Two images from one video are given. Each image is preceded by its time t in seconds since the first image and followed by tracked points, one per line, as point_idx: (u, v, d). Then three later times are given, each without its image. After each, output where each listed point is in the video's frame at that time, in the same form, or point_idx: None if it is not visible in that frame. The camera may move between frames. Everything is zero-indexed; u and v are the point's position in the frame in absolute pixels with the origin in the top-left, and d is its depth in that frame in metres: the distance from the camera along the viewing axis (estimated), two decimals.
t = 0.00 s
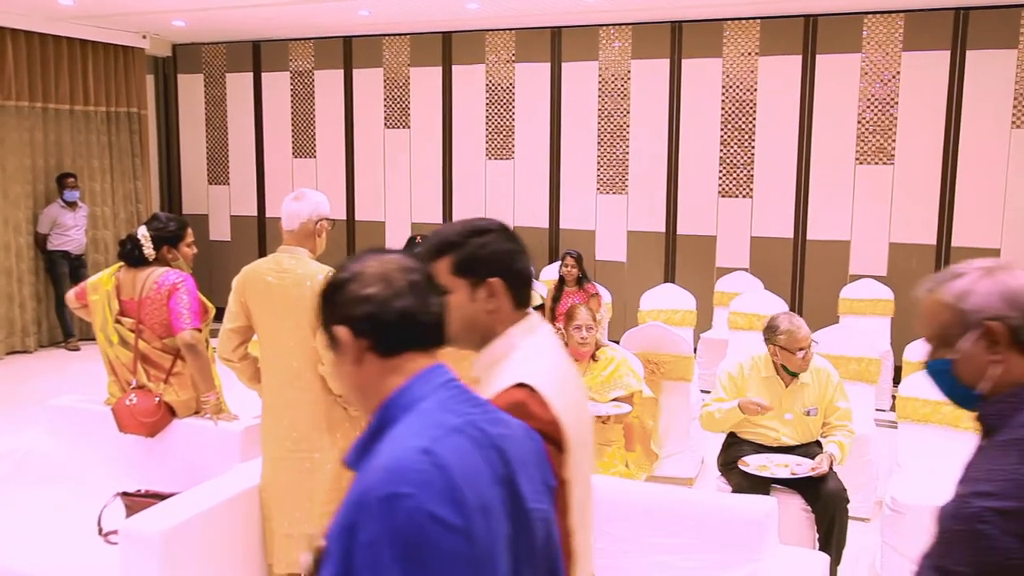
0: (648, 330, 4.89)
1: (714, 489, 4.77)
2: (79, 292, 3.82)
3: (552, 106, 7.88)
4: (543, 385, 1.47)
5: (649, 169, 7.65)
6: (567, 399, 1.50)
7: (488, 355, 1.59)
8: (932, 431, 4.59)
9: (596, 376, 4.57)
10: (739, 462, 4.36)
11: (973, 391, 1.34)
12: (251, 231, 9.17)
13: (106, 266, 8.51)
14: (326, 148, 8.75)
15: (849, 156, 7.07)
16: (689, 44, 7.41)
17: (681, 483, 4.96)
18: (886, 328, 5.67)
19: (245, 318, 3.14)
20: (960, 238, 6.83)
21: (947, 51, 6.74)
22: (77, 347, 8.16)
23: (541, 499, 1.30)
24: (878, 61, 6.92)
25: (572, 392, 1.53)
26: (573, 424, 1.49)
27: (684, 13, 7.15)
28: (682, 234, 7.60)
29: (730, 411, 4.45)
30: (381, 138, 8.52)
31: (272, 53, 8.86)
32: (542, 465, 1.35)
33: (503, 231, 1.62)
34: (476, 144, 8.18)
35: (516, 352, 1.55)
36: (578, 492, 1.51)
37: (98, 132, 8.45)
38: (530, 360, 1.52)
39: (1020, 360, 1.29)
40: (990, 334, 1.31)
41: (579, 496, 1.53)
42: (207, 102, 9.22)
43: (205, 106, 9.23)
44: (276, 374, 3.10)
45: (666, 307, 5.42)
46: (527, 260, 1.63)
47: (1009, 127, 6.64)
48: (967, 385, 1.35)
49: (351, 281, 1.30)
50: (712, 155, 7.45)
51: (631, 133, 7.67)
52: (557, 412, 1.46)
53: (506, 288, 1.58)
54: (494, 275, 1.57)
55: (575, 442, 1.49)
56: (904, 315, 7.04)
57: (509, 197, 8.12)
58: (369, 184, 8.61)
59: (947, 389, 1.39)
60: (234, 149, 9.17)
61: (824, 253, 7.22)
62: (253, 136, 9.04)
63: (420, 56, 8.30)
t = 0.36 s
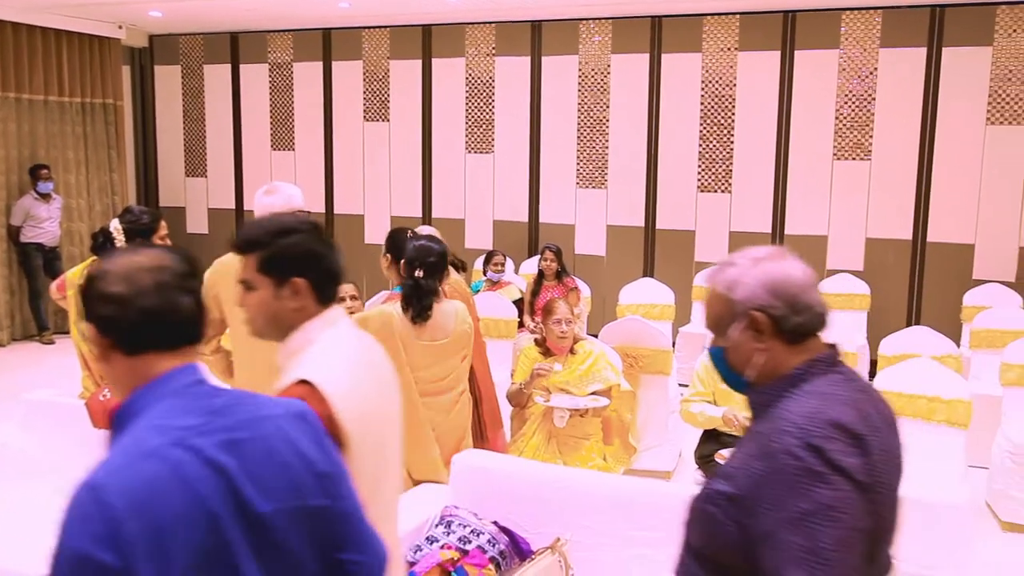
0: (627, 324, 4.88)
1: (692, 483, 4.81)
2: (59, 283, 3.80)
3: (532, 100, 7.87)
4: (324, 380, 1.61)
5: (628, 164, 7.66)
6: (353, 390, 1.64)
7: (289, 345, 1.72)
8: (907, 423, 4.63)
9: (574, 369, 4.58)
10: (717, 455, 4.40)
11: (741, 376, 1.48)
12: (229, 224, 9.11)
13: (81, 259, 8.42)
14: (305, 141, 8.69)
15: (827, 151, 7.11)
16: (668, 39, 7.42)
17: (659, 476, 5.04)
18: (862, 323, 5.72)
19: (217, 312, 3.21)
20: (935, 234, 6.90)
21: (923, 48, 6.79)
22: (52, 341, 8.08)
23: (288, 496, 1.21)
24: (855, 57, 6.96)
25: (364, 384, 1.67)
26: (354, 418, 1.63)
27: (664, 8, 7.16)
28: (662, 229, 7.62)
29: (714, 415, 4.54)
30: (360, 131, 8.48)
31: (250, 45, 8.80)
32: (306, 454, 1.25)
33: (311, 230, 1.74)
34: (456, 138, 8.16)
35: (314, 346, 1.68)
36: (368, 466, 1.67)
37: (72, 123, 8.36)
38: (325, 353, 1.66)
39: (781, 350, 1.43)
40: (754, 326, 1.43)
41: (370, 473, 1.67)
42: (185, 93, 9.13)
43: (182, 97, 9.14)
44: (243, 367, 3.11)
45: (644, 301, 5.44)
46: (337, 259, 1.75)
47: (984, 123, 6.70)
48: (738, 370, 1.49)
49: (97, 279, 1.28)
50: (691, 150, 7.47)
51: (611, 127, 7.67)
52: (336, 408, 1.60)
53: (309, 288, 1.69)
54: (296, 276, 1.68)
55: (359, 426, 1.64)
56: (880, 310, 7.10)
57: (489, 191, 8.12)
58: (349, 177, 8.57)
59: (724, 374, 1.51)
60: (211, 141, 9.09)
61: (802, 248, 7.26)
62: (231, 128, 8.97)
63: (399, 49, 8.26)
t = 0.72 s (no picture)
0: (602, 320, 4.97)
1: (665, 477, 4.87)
2: (28, 278, 3.52)
3: (508, 95, 7.88)
4: (136, 355, 1.50)
5: (603, 159, 7.68)
6: (171, 367, 1.54)
7: (113, 325, 1.62)
8: (876, 417, 4.70)
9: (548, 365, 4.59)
10: (690, 448, 4.47)
11: (534, 361, 1.53)
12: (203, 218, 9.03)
13: (50, 253, 8.31)
14: (279, 135, 8.63)
15: (800, 148, 7.17)
16: (644, 35, 7.45)
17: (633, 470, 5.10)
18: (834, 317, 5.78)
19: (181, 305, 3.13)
20: (905, 230, 6.99)
21: (895, 46, 6.86)
22: (20, 336, 7.97)
23: (80, 461, 0.98)
24: (828, 55, 7.03)
25: (188, 359, 1.58)
26: (165, 390, 1.52)
27: (639, 4, 7.18)
28: (636, 224, 7.65)
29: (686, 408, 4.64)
30: (335, 125, 8.43)
31: (224, 37, 8.72)
32: (96, 411, 1.02)
33: (142, 210, 1.66)
34: (432, 132, 8.14)
35: (134, 324, 1.58)
36: (188, 445, 1.58)
37: (40, 115, 8.25)
38: (146, 329, 1.56)
39: (561, 333, 1.47)
40: (535, 313, 1.48)
41: (191, 453, 1.59)
42: (157, 86, 9.02)
43: (154, 89, 9.03)
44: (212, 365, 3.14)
45: (618, 296, 5.46)
46: (165, 242, 1.68)
47: (954, 120, 6.79)
48: (532, 356, 1.53)
49: None
50: (666, 145, 7.51)
51: (586, 123, 7.69)
52: (144, 380, 1.49)
53: (135, 269, 1.61)
54: (127, 256, 1.60)
55: (175, 402, 1.54)
56: (852, 304, 7.17)
57: (464, 186, 8.11)
58: (324, 171, 8.52)
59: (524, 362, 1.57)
60: (184, 134, 8.99)
61: (775, 243, 7.32)
62: (204, 121, 8.88)
63: (375, 43, 8.22)
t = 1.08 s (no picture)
0: (561, 317, 4.93)
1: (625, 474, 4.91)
2: None
3: (470, 93, 7.87)
4: None
5: (565, 158, 7.70)
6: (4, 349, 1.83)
7: None
8: (832, 413, 4.77)
9: (509, 363, 4.62)
10: (649, 446, 4.52)
11: (329, 329, 1.69)
12: (160, 216, 8.88)
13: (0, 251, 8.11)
14: (239, 132, 8.53)
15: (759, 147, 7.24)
16: (605, 35, 7.47)
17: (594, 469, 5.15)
18: (791, 315, 5.85)
19: (134, 304, 3.18)
20: (861, 229, 7.10)
21: (851, 48, 6.96)
22: None
23: None
24: (787, 56, 7.10)
25: (22, 342, 1.86)
26: None
27: (600, 2, 7.21)
28: (598, 223, 7.68)
29: (646, 407, 4.68)
30: (295, 123, 8.36)
31: (181, 33, 8.60)
32: None
33: None
34: (394, 130, 8.10)
35: None
36: (24, 447, 1.90)
37: None
38: None
39: (354, 301, 1.63)
40: (329, 285, 1.63)
41: (27, 456, 1.92)
42: (112, 80, 8.86)
43: (109, 84, 8.86)
44: (164, 364, 3.14)
45: (579, 294, 5.48)
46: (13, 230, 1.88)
47: (908, 121, 6.91)
48: (328, 323, 1.68)
49: None
50: (627, 144, 7.54)
51: (548, 121, 7.70)
52: None
53: None
54: None
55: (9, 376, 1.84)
56: (810, 302, 7.26)
57: (426, 184, 8.08)
58: (285, 168, 8.44)
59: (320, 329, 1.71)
60: (140, 130, 8.84)
61: (734, 242, 7.38)
62: (161, 117, 8.74)
63: (335, 39, 8.16)
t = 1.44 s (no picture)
0: (517, 321, 5.05)
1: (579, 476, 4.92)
2: None
3: (424, 96, 7.85)
4: None
5: (519, 161, 7.71)
6: None
7: None
8: (783, 413, 4.83)
9: (463, 367, 4.62)
10: (603, 448, 4.55)
11: (105, 337, 1.62)
12: (108, 220, 8.71)
13: None
14: (189, 134, 8.41)
15: (712, 150, 7.30)
16: (559, 38, 7.49)
17: (549, 472, 5.15)
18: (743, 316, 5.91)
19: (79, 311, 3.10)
20: (811, 230, 7.19)
21: (801, 52, 7.05)
22: None
23: None
24: (738, 60, 7.17)
25: None
26: None
27: (553, 6, 7.23)
28: (553, 225, 7.69)
29: (598, 407, 4.71)
30: (247, 126, 8.26)
31: (128, 34, 8.45)
32: None
33: None
34: (347, 133, 8.04)
35: None
36: None
37: None
38: None
39: (127, 314, 1.57)
40: (103, 297, 1.56)
41: None
42: (57, 82, 8.66)
43: (54, 86, 8.66)
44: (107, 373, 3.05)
45: (534, 297, 5.49)
46: None
47: (857, 124, 7.02)
48: (102, 333, 1.62)
49: None
50: (581, 148, 7.57)
51: (502, 124, 7.71)
52: None
53: None
54: None
55: None
56: (762, 304, 7.33)
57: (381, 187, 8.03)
58: (238, 172, 8.34)
59: (99, 337, 1.64)
60: (86, 132, 8.65)
61: (688, 244, 7.44)
62: (108, 119, 8.57)
63: (287, 41, 8.09)
